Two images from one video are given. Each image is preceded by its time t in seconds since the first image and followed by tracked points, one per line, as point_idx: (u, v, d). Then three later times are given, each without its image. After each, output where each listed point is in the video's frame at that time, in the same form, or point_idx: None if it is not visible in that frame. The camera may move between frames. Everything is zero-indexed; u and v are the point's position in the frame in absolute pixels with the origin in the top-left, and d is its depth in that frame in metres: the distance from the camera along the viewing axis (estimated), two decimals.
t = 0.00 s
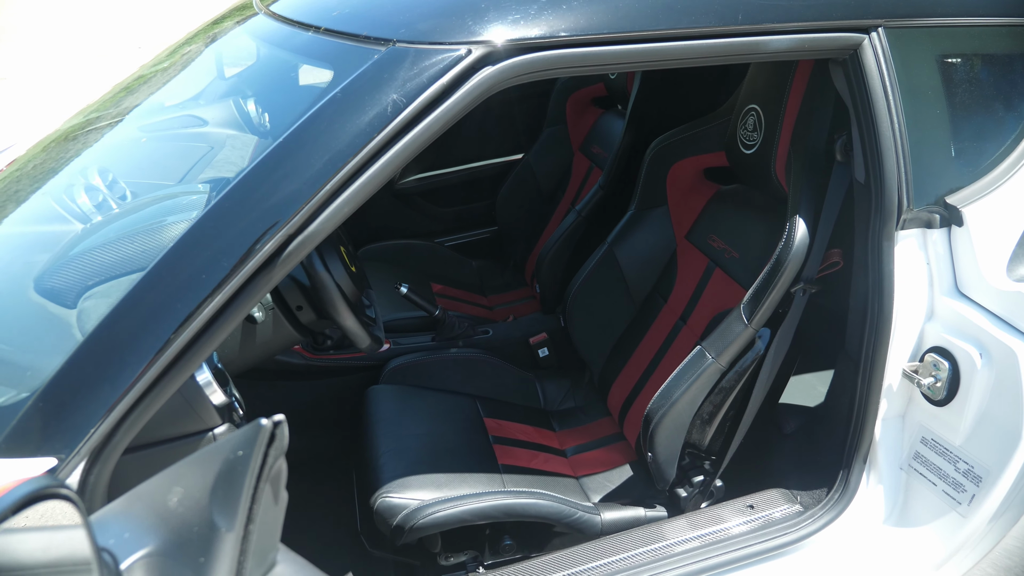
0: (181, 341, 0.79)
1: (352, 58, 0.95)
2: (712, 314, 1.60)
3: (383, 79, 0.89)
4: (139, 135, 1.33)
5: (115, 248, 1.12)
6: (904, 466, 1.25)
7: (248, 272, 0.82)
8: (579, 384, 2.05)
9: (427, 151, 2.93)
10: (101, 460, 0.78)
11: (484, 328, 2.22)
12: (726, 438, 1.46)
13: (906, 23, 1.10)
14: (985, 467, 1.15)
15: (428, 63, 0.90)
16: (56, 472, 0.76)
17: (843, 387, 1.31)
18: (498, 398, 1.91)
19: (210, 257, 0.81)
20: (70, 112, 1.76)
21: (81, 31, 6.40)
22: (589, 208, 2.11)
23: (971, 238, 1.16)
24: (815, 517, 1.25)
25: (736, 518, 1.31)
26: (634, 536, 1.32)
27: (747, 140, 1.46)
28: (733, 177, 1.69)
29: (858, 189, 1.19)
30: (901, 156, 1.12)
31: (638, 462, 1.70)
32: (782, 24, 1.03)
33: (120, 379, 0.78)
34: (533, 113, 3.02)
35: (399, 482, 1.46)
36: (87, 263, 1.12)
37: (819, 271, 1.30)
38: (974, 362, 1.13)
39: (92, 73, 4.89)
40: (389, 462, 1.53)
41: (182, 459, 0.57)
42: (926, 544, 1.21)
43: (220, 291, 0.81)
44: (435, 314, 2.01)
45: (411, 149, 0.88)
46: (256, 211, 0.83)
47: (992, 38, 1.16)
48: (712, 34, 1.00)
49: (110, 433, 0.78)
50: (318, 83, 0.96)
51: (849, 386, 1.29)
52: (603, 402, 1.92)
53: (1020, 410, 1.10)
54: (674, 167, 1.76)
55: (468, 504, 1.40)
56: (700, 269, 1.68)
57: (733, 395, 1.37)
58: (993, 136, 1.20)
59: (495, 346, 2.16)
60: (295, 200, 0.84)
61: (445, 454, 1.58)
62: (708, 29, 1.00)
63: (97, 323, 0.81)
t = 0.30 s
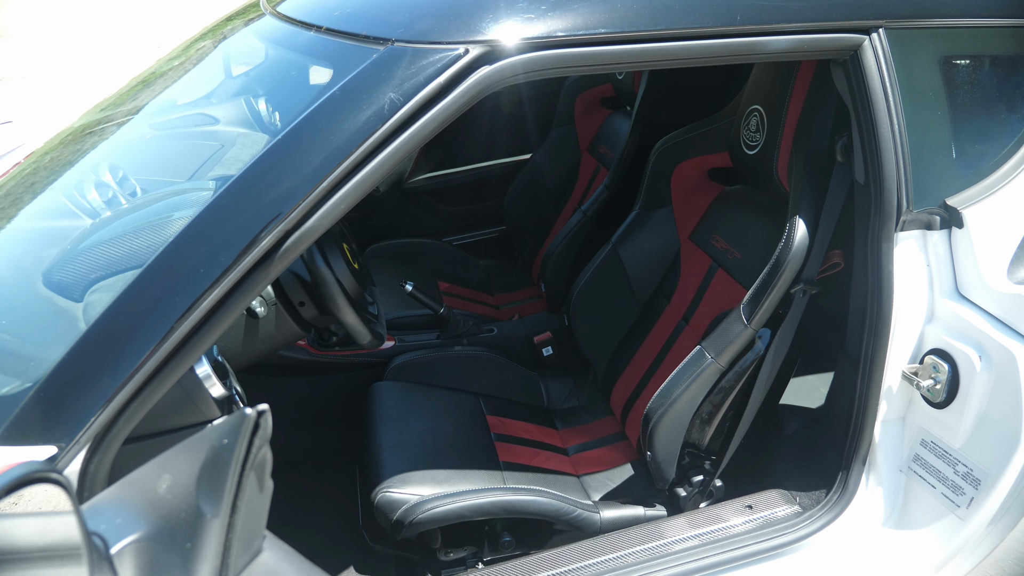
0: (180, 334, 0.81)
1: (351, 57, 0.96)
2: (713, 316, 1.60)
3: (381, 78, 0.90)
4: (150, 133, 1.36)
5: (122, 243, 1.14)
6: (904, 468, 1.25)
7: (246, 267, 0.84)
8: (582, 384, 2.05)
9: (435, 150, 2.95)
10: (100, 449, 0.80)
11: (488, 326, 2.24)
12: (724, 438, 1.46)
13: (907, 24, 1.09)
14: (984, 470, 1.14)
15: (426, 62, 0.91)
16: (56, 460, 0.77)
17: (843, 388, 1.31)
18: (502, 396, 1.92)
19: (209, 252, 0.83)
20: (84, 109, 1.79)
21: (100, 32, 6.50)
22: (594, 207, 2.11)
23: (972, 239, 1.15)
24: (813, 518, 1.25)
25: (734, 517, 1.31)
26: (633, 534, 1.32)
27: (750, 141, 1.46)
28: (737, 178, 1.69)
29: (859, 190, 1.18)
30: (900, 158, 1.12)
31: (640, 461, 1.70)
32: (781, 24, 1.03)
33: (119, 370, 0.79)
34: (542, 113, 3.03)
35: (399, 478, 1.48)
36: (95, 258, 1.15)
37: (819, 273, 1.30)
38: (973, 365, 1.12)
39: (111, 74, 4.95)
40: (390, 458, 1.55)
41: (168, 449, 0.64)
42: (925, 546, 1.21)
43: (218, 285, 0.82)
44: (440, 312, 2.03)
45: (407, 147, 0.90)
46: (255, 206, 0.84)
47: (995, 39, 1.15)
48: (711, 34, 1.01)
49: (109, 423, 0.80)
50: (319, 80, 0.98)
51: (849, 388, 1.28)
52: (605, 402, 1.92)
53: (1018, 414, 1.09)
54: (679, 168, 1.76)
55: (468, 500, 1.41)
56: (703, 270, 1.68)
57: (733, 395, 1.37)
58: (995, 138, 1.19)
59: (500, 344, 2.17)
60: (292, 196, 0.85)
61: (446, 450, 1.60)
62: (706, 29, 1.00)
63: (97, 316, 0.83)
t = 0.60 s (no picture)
0: (177, 327, 0.83)
1: (350, 56, 0.98)
2: (714, 317, 1.60)
3: (378, 77, 0.92)
4: (158, 131, 1.38)
5: (127, 240, 1.17)
6: (902, 470, 1.24)
7: (243, 262, 0.85)
8: (585, 383, 2.06)
9: (443, 149, 2.96)
10: (99, 439, 0.82)
11: (493, 325, 2.25)
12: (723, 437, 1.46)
13: (907, 24, 1.09)
14: (981, 472, 1.13)
15: (423, 61, 0.93)
16: (55, 450, 0.79)
17: (842, 389, 1.31)
18: (504, 394, 1.93)
19: (206, 248, 0.84)
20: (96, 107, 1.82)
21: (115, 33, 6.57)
22: (599, 207, 2.12)
23: (971, 240, 1.15)
24: (811, 518, 1.25)
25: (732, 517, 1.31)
26: (630, 531, 1.32)
27: (752, 141, 1.47)
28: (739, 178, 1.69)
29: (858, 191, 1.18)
30: (899, 158, 1.12)
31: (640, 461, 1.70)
32: (779, 24, 1.03)
33: (118, 362, 0.81)
34: (550, 113, 3.04)
35: (400, 473, 1.49)
36: (101, 253, 1.17)
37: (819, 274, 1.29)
38: (972, 366, 1.12)
39: (127, 75, 5.03)
40: (392, 454, 1.56)
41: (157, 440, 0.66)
42: (922, 548, 1.20)
43: (216, 281, 0.84)
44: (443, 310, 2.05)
45: (402, 145, 0.91)
46: (252, 203, 0.86)
47: (995, 39, 1.15)
48: (708, 34, 1.01)
49: (108, 415, 0.81)
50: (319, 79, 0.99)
51: (848, 388, 1.28)
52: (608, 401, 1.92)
53: (1016, 415, 1.08)
54: (682, 168, 1.76)
55: (466, 496, 1.43)
56: (705, 270, 1.68)
57: (732, 395, 1.37)
58: (996, 139, 1.19)
59: (504, 343, 2.18)
60: (288, 193, 0.87)
61: (447, 447, 1.61)
62: (703, 29, 1.00)
63: (99, 309, 0.85)
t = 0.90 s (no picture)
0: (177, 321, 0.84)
1: (349, 55, 0.99)
2: (714, 317, 1.60)
3: (376, 76, 0.93)
4: (167, 129, 1.40)
5: (132, 236, 1.18)
6: (901, 471, 1.24)
7: (241, 258, 0.87)
8: (588, 382, 2.06)
9: (451, 149, 2.98)
10: (100, 430, 0.84)
11: (496, 324, 2.27)
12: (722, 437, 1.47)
13: (907, 24, 1.09)
14: (979, 473, 1.13)
15: (420, 60, 0.94)
16: (57, 440, 0.81)
17: (841, 389, 1.30)
18: (507, 391, 1.94)
19: (205, 243, 0.86)
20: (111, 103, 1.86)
21: (129, 33, 6.63)
22: (603, 206, 2.12)
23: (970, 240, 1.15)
24: (809, 518, 1.25)
25: (730, 516, 1.31)
26: (630, 528, 1.32)
27: (754, 141, 1.47)
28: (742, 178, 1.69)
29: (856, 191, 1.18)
30: (897, 158, 1.12)
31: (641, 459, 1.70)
32: (776, 24, 1.03)
33: (119, 354, 0.83)
34: (556, 113, 3.04)
35: (400, 469, 1.50)
36: (107, 249, 1.19)
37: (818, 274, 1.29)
38: (970, 366, 1.11)
39: (142, 75, 5.09)
40: (393, 449, 1.57)
41: (150, 428, 0.69)
42: (921, 549, 1.20)
43: (215, 276, 0.86)
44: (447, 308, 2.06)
45: (399, 144, 0.92)
46: (250, 199, 0.88)
47: (996, 39, 1.14)
48: (704, 34, 1.01)
49: (109, 406, 0.83)
50: (319, 78, 1.01)
51: (847, 388, 1.28)
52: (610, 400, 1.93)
53: (1013, 416, 1.08)
54: (685, 168, 1.77)
55: (465, 492, 1.44)
56: (707, 270, 1.68)
57: (731, 395, 1.37)
58: (996, 139, 1.18)
59: (507, 342, 2.19)
60: (285, 191, 0.88)
61: (449, 444, 1.62)
62: (700, 29, 1.01)
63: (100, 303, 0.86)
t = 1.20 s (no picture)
0: (174, 316, 0.86)
1: (347, 55, 1.01)
2: (713, 316, 1.61)
3: (373, 75, 0.94)
4: (173, 128, 1.42)
5: (136, 233, 1.20)
6: (898, 471, 1.24)
7: (238, 254, 0.88)
8: (589, 380, 2.07)
9: (457, 149, 2.99)
10: (98, 422, 0.85)
11: (498, 322, 2.26)
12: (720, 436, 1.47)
13: (904, 24, 1.09)
14: (975, 474, 1.13)
15: (416, 60, 0.95)
16: (57, 432, 0.83)
17: (838, 389, 1.30)
18: (508, 390, 1.94)
19: (203, 240, 0.88)
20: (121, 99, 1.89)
21: (141, 34, 6.68)
22: (606, 206, 2.13)
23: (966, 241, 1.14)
24: (805, 518, 1.25)
25: (727, 515, 1.31)
26: (628, 526, 1.32)
27: (754, 141, 1.48)
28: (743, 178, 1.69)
29: (853, 191, 1.19)
30: (893, 157, 1.12)
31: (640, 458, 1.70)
32: (771, 24, 1.03)
33: (117, 348, 0.85)
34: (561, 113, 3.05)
35: (399, 466, 1.51)
36: (111, 246, 1.21)
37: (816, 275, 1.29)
38: (965, 366, 1.11)
39: (152, 75, 5.14)
40: (393, 446, 1.59)
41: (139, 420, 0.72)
42: (917, 549, 1.19)
43: (212, 272, 0.87)
44: (447, 306, 2.09)
45: (394, 142, 0.93)
46: (246, 197, 0.89)
47: (993, 39, 1.14)
48: (698, 34, 1.01)
49: (108, 398, 0.85)
50: (317, 77, 1.02)
51: (843, 388, 1.28)
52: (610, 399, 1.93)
53: (1010, 417, 1.08)
54: (687, 168, 1.77)
55: (463, 489, 1.45)
56: (707, 269, 1.69)
57: (729, 394, 1.37)
58: (994, 140, 1.18)
59: (509, 341, 2.20)
60: (281, 189, 0.89)
61: (449, 441, 1.63)
62: (694, 28, 1.01)
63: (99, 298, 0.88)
